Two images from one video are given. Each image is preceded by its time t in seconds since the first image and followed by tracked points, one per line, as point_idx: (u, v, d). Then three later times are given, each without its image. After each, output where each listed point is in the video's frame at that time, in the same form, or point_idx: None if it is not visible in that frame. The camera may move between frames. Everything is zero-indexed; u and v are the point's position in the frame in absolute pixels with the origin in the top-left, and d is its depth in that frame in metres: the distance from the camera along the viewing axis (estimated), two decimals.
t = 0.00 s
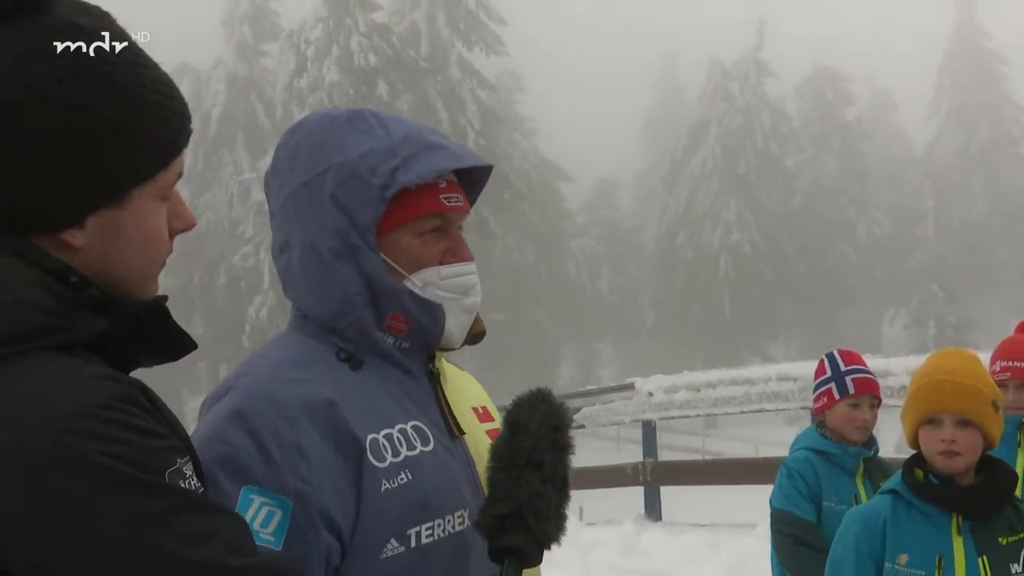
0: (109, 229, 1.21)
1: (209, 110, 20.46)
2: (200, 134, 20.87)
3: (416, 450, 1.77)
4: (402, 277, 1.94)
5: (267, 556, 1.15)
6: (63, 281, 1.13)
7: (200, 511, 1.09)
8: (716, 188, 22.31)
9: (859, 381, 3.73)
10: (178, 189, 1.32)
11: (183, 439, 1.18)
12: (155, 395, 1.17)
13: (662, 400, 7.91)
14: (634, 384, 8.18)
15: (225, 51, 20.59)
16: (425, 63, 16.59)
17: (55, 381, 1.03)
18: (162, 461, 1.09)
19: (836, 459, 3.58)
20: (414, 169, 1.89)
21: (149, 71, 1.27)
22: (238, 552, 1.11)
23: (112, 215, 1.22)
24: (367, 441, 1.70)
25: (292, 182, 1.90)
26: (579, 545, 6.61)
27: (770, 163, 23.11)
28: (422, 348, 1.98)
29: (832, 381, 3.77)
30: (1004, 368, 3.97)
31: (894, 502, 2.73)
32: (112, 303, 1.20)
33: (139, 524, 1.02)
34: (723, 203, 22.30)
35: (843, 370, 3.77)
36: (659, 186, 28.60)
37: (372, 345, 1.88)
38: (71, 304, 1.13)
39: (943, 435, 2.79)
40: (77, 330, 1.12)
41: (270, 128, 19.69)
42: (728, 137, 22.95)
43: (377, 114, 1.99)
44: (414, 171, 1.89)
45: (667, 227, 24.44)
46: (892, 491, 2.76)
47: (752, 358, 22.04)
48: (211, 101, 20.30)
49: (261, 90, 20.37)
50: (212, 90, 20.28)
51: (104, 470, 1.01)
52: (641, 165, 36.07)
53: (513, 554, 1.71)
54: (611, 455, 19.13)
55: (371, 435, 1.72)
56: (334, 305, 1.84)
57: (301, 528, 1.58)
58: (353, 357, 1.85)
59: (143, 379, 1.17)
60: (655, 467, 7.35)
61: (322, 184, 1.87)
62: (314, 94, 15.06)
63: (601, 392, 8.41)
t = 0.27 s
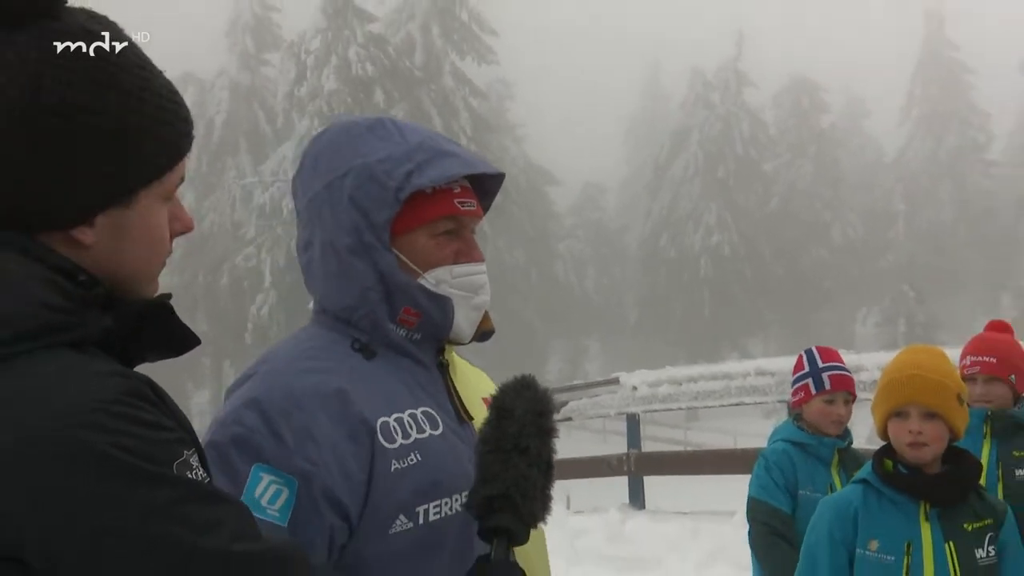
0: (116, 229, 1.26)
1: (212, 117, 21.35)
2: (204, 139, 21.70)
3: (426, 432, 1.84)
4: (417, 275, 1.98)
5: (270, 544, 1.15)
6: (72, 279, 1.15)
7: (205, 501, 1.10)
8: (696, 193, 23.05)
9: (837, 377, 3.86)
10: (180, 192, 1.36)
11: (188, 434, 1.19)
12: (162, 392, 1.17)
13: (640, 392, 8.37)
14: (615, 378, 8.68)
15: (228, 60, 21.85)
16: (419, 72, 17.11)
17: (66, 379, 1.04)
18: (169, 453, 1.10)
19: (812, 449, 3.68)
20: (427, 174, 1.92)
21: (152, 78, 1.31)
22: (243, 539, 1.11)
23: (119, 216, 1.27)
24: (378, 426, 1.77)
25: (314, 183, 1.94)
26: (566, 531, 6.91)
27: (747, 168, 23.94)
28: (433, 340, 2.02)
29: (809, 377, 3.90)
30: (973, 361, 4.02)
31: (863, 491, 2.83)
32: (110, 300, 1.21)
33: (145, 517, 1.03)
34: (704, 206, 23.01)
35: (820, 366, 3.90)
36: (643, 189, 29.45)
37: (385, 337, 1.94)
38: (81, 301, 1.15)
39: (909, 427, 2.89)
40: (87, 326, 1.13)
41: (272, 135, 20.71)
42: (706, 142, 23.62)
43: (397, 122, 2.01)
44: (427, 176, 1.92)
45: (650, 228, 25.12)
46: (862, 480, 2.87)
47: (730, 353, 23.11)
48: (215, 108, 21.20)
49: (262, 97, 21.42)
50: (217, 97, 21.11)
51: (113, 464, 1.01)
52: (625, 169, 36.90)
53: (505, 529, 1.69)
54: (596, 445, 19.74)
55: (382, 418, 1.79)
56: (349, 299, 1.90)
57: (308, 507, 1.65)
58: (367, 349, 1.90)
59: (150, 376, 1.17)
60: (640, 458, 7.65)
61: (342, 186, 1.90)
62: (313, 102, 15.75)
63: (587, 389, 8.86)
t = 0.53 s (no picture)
0: (117, 227, 1.33)
1: (213, 123, 22.14)
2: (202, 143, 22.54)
3: (430, 422, 1.92)
4: (414, 274, 2.07)
5: (282, 517, 1.21)
6: (84, 276, 1.26)
7: (220, 479, 1.17)
8: (674, 195, 24.24)
9: (804, 373, 3.91)
10: (179, 192, 1.42)
11: (199, 421, 1.26)
12: (172, 379, 1.25)
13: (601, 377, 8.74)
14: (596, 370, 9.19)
15: (228, 70, 22.09)
16: (410, 81, 17.72)
17: (81, 373, 1.11)
18: (183, 438, 1.17)
19: (778, 439, 3.82)
20: (422, 176, 2.00)
21: (148, 84, 1.35)
22: (259, 513, 1.18)
23: (119, 214, 1.32)
24: (383, 414, 1.85)
25: (314, 188, 2.02)
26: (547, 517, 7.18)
27: (720, 173, 25.00)
28: (432, 335, 2.11)
29: (777, 372, 3.96)
30: (932, 356, 4.45)
31: (828, 479, 2.96)
32: (119, 296, 1.29)
33: (159, 498, 1.10)
34: (680, 209, 24.20)
35: (789, 361, 3.95)
36: (621, 193, 30.57)
37: (386, 332, 2.03)
38: (92, 297, 1.25)
39: (866, 415, 3.01)
40: (100, 322, 1.21)
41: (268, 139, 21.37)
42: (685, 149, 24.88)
43: (391, 129, 2.09)
44: (421, 178, 2.00)
45: (628, 230, 25.95)
46: (827, 468, 2.99)
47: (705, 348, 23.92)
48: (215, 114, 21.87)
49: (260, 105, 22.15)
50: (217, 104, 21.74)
51: (136, 449, 1.10)
52: (606, 172, 37.98)
53: (507, 516, 1.63)
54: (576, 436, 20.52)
55: (387, 408, 1.87)
56: (352, 298, 1.99)
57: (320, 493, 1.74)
58: (370, 343, 2.00)
59: (161, 366, 1.25)
60: (617, 448, 8.00)
61: (341, 190, 1.99)
62: (309, 110, 16.52)
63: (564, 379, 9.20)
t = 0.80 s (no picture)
0: (118, 228, 1.41)
1: (208, 129, 23.07)
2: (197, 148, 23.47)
3: (421, 415, 2.02)
4: (405, 273, 2.16)
5: (283, 499, 1.29)
6: (91, 276, 1.35)
7: (227, 465, 1.27)
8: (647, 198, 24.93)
9: (767, 367, 4.05)
10: (179, 196, 1.51)
11: (203, 411, 1.35)
12: (178, 372, 1.35)
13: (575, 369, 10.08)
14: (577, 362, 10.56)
15: (223, 78, 23.11)
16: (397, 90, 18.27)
17: (95, 363, 1.21)
18: (189, 426, 1.26)
19: (744, 430, 3.97)
20: (414, 180, 2.09)
21: (150, 93, 1.44)
22: (261, 495, 1.27)
23: (121, 216, 1.41)
24: (377, 408, 1.94)
25: (311, 192, 2.11)
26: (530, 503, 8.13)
27: (691, 179, 25.84)
28: (423, 332, 2.21)
29: (742, 366, 4.12)
30: (885, 352, 4.66)
31: (791, 468, 3.07)
32: (127, 296, 1.39)
33: (166, 481, 1.19)
34: (652, 211, 24.92)
35: (753, 356, 4.10)
36: (598, 196, 31.78)
37: (380, 329, 2.12)
38: (100, 296, 1.34)
39: (826, 407, 3.15)
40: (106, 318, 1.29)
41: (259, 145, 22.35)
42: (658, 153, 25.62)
43: (386, 137, 2.18)
44: (413, 183, 2.08)
45: (603, 232, 26.76)
46: (791, 457, 3.10)
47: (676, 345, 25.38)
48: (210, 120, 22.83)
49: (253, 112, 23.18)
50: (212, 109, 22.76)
51: (146, 437, 1.19)
52: (585, 175, 39.25)
53: (497, 493, 1.69)
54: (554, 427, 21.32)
55: (381, 402, 1.96)
56: (347, 297, 2.09)
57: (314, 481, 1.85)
58: (365, 339, 2.09)
59: (168, 360, 1.34)
60: (592, 437, 9.00)
61: (337, 194, 2.07)
62: (299, 118, 17.23)
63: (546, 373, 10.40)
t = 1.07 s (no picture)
0: (121, 230, 1.49)
1: (207, 137, 24.46)
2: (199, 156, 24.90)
3: (407, 410, 2.11)
4: (393, 274, 2.24)
5: (281, 490, 1.35)
6: (97, 275, 1.42)
7: (226, 457, 1.34)
8: (623, 204, 26.94)
9: (735, 363, 4.16)
10: (181, 200, 1.59)
11: (204, 406, 1.41)
12: (179, 369, 1.43)
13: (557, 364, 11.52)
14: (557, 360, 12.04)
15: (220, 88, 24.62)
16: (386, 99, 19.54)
17: (94, 362, 1.27)
18: (192, 420, 1.33)
19: (717, 422, 4.07)
20: (401, 185, 2.17)
21: (153, 101, 1.52)
22: (261, 487, 1.33)
23: (123, 219, 1.48)
24: (365, 403, 2.03)
25: (303, 197, 2.19)
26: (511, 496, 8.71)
27: (664, 184, 27.88)
28: (410, 330, 2.30)
29: (712, 362, 4.22)
30: (850, 348, 4.77)
31: (761, 459, 3.15)
32: (131, 295, 1.47)
33: (166, 474, 1.25)
34: (629, 215, 26.90)
35: (722, 352, 4.20)
36: (576, 199, 33.44)
37: (369, 328, 2.21)
38: (106, 295, 1.41)
39: (794, 402, 3.24)
40: (111, 314, 1.37)
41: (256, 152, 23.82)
42: (636, 160, 27.61)
43: (376, 143, 2.26)
44: (400, 188, 2.16)
45: (583, 235, 28.46)
46: (762, 449, 3.19)
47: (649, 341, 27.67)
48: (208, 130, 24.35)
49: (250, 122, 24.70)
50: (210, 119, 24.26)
51: (148, 430, 1.25)
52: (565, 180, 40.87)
53: (484, 480, 1.77)
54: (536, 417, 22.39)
55: (368, 398, 2.05)
56: (337, 297, 2.17)
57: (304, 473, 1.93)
58: (353, 337, 2.18)
59: (168, 355, 1.42)
60: (573, 429, 9.83)
61: (329, 198, 2.15)
62: (295, 124, 18.49)
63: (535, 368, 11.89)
